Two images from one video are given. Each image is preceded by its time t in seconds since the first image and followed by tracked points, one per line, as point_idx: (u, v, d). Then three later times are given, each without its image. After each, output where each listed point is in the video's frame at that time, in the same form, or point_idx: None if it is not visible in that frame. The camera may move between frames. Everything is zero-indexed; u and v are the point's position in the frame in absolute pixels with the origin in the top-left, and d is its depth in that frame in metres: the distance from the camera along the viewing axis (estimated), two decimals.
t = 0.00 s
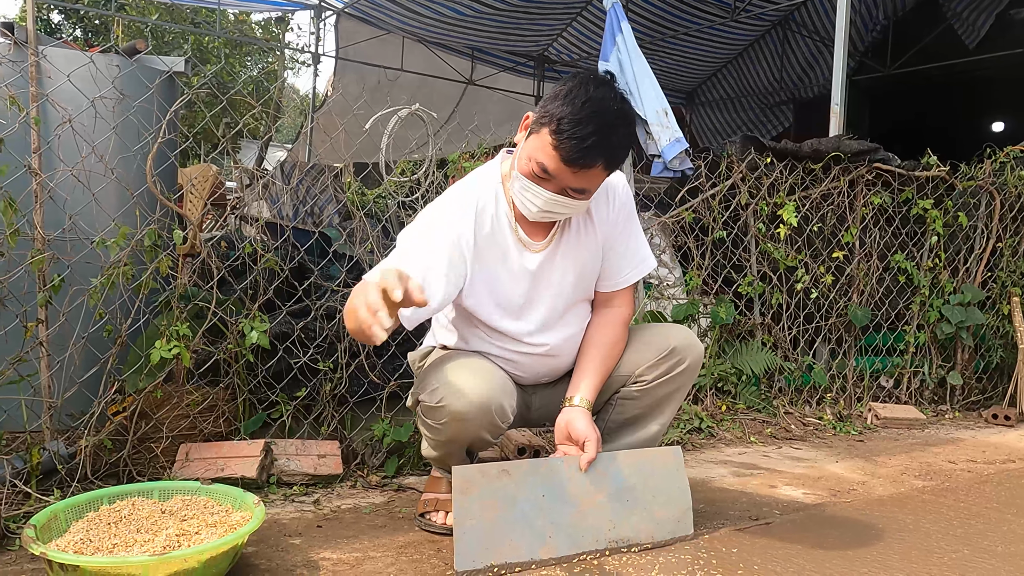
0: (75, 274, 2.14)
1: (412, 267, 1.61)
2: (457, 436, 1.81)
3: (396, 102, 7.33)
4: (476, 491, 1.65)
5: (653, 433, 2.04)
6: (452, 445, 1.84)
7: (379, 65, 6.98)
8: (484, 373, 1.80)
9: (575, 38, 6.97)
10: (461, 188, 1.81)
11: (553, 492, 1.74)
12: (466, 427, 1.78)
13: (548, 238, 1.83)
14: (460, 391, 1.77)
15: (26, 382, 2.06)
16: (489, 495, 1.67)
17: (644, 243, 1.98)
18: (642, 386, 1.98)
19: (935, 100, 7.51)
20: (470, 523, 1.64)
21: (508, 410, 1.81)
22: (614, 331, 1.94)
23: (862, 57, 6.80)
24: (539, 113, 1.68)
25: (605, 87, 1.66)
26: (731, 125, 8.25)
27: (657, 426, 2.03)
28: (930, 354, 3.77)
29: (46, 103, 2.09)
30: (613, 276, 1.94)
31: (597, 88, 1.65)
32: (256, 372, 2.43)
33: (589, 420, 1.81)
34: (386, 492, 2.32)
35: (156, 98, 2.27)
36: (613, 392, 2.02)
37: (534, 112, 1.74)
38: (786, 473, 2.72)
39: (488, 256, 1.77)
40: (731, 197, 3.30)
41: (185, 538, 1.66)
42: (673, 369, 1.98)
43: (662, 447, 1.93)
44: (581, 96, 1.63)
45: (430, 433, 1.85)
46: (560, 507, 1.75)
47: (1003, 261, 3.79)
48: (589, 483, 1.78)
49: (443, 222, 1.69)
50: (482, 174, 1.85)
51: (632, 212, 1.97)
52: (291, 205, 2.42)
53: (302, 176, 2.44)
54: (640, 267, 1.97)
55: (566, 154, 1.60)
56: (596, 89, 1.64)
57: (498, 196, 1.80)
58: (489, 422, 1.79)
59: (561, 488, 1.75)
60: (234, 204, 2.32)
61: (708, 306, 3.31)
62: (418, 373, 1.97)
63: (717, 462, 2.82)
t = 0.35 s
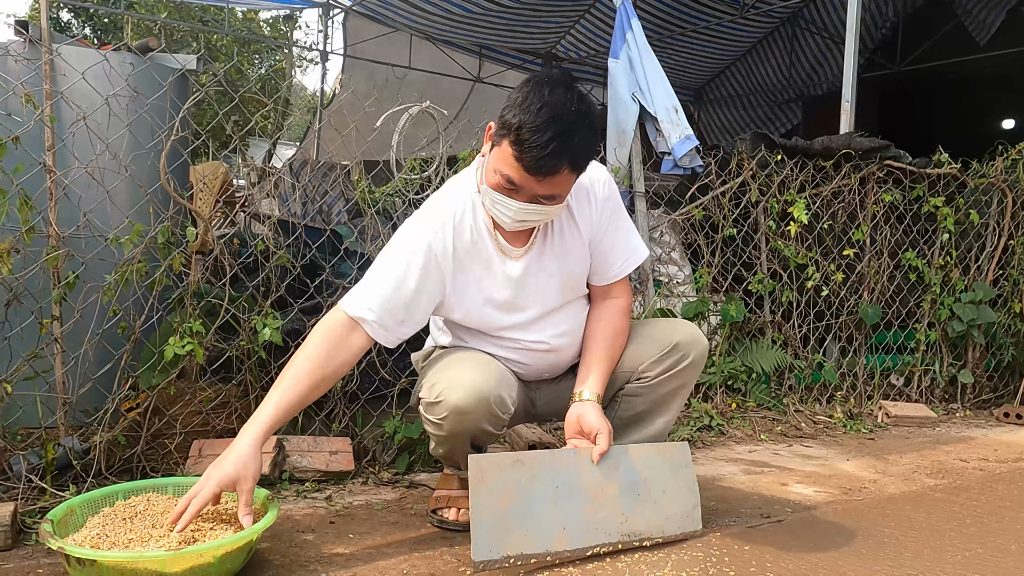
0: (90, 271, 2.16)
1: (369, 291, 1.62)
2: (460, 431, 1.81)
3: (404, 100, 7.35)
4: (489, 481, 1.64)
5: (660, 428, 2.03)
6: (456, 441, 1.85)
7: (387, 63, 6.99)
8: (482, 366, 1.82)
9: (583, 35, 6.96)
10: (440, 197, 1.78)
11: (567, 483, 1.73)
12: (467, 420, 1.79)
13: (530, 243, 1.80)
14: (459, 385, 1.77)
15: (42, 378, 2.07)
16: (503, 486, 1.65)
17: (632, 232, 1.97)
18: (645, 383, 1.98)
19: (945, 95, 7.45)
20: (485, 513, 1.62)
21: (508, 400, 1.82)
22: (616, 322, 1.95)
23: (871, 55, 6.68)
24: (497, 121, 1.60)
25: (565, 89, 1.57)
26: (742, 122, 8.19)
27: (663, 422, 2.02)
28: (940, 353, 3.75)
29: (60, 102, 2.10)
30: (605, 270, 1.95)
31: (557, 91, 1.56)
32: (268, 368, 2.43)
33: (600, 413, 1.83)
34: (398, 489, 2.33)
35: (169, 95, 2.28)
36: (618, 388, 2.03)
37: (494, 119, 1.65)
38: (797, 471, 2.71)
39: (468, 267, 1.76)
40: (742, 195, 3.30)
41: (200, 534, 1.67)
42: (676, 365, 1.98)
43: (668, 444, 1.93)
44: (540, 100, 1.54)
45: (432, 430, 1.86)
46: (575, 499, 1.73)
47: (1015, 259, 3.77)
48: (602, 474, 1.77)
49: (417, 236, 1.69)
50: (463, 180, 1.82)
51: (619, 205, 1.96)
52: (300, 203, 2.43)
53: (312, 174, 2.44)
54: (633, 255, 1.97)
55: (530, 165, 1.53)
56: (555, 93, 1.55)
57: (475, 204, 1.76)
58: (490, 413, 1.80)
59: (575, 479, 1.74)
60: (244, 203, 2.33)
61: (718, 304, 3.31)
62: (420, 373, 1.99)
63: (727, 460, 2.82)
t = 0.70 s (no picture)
0: (103, 266, 2.17)
1: (369, 288, 1.63)
2: (457, 422, 1.81)
3: (413, 98, 7.36)
4: (436, 472, 1.60)
5: (662, 422, 1.99)
6: (453, 434, 1.84)
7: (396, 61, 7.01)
8: (474, 356, 1.82)
9: (592, 33, 6.95)
10: (432, 191, 1.78)
11: (521, 477, 1.66)
12: (463, 410, 1.79)
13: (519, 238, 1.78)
14: (451, 375, 1.77)
15: (56, 372, 2.09)
16: (450, 475, 1.61)
17: (625, 227, 1.91)
18: (642, 376, 1.95)
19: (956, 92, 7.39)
20: (433, 505, 1.58)
21: (502, 387, 1.82)
22: (606, 320, 1.88)
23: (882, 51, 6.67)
24: (484, 121, 1.58)
25: (548, 81, 1.57)
26: (752, 120, 8.25)
27: (665, 415, 1.99)
28: (953, 350, 3.73)
29: (74, 97, 2.12)
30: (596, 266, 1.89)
31: (539, 84, 1.55)
32: (281, 363, 2.44)
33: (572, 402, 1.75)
34: (409, 484, 2.33)
35: (182, 91, 2.29)
36: (617, 383, 2.00)
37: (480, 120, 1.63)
38: (809, 467, 2.70)
39: (459, 263, 1.77)
40: (752, 191, 3.29)
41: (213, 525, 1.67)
42: (673, 357, 1.94)
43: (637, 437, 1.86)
44: (527, 96, 1.53)
45: (431, 426, 1.86)
46: (530, 493, 1.66)
47: None
48: (559, 468, 1.70)
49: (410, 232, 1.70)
50: (453, 174, 1.82)
51: (613, 202, 1.91)
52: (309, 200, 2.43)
53: (323, 170, 2.45)
54: (626, 251, 1.92)
55: (525, 161, 1.52)
56: (537, 86, 1.55)
57: (464, 199, 1.75)
58: (486, 401, 1.79)
59: (529, 473, 1.67)
60: (253, 199, 2.34)
61: (729, 300, 3.30)
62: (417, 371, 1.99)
63: (738, 456, 2.81)
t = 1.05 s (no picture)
0: (112, 268, 2.18)
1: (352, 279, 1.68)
2: (443, 421, 1.80)
3: (420, 99, 7.37)
4: (387, 496, 1.53)
5: (661, 431, 1.93)
6: (441, 432, 1.83)
7: (403, 62, 7.02)
8: (459, 354, 1.81)
9: (599, 33, 6.95)
10: (423, 188, 1.81)
11: (478, 496, 1.61)
12: (449, 408, 1.77)
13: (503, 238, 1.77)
14: (435, 373, 1.77)
15: (65, 374, 2.10)
16: (401, 500, 1.54)
17: (606, 242, 1.87)
18: (635, 385, 1.90)
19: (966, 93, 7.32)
20: (384, 530, 1.51)
21: (489, 383, 1.79)
22: (578, 335, 1.80)
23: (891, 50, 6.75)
24: (471, 119, 1.59)
25: (535, 78, 1.57)
26: (759, 120, 8.19)
27: (663, 425, 1.92)
28: (962, 351, 3.71)
29: (82, 101, 2.14)
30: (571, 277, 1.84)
31: (523, 80, 1.55)
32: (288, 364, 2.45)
33: (529, 416, 1.67)
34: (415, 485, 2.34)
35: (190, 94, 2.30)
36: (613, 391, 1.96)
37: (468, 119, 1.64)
38: (816, 469, 2.69)
39: (443, 259, 1.77)
40: (760, 191, 3.28)
41: (220, 527, 1.68)
42: (665, 366, 1.88)
43: (602, 447, 1.83)
44: (512, 92, 1.53)
45: (422, 425, 1.86)
46: (487, 512, 1.61)
47: None
48: (518, 484, 1.66)
49: (397, 224, 1.73)
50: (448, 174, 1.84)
51: (602, 211, 1.88)
52: (317, 202, 2.46)
53: (330, 171, 2.48)
54: (606, 266, 1.86)
55: (513, 155, 1.52)
56: (521, 82, 1.55)
57: (451, 197, 1.78)
58: (472, 398, 1.77)
59: (486, 491, 1.62)
60: (261, 201, 2.35)
61: (736, 302, 3.29)
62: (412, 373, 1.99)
63: (746, 458, 2.80)
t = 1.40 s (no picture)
0: (123, 274, 2.20)
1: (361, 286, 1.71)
2: (443, 427, 1.81)
3: (427, 101, 7.39)
4: (398, 515, 1.52)
5: (664, 440, 1.92)
6: (443, 438, 1.84)
7: (411, 64, 7.04)
8: (456, 360, 1.80)
9: (606, 34, 6.94)
10: (423, 191, 1.83)
11: (487, 511, 1.61)
12: (448, 414, 1.78)
13: (502, 240, 1.77)
14: (431, 381, 1.77)
15: (78, 379, 2.12)
16: (412, 519, 1.54)
17: (606, 246, 1.86)
18: (636, 395, 1.89)
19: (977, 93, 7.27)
20: (396, 552, 1.49)
21: (486, 387, 1.79)
22: (579, 341, 1.79)
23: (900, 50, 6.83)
24: (476, 121, 1.58)
25: (539, 81, 1.58)
26: (766, 121, 8.18)
27: (665, 434, 1.92)
28: (972, 354, 3.69)
29: (94, 107, 2.15)
30: (571, 280, 1.83)
31: (528, 83, 1.56)
32: (298, 369, 2.46)
33: (535, 429, 1.66)
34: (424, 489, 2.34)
35: (200, 100, 2.31)
36: (614, 400, 1.95)
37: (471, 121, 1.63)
38: (825, 473, 2.68)
39: (442, 263, 1.78)
40: (769, 194, 3.27)
41: (231, 533, 1.69)
42: (666, 375, 1.87)
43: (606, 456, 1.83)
44: (518, 95, 1.54)
45: (423, 431, 1.86)
46: (497, 527, 1.61)
47: None
48: (526, 498, 1.66)
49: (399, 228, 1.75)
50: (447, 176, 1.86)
51: (601, 214, 1.88)
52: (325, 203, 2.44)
53: (338, 175, 2.46)
54: (606, 269, 1.84)
55: (520, 157, 1.52)
56: (527, 85, 1.55)
57: (450, 200, 1.79)
58: (469, 403, 1.77)
59: (495, 506, 1.62)
60: (270, 204, 2.36)
61: (745, 305, 3.29)
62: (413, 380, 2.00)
63: (755, 462, 2.80)
